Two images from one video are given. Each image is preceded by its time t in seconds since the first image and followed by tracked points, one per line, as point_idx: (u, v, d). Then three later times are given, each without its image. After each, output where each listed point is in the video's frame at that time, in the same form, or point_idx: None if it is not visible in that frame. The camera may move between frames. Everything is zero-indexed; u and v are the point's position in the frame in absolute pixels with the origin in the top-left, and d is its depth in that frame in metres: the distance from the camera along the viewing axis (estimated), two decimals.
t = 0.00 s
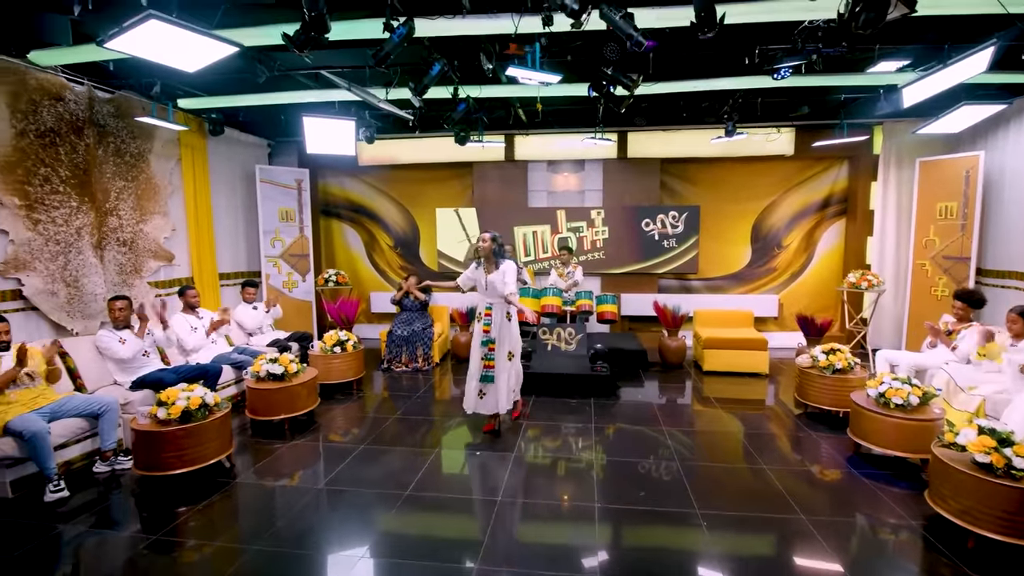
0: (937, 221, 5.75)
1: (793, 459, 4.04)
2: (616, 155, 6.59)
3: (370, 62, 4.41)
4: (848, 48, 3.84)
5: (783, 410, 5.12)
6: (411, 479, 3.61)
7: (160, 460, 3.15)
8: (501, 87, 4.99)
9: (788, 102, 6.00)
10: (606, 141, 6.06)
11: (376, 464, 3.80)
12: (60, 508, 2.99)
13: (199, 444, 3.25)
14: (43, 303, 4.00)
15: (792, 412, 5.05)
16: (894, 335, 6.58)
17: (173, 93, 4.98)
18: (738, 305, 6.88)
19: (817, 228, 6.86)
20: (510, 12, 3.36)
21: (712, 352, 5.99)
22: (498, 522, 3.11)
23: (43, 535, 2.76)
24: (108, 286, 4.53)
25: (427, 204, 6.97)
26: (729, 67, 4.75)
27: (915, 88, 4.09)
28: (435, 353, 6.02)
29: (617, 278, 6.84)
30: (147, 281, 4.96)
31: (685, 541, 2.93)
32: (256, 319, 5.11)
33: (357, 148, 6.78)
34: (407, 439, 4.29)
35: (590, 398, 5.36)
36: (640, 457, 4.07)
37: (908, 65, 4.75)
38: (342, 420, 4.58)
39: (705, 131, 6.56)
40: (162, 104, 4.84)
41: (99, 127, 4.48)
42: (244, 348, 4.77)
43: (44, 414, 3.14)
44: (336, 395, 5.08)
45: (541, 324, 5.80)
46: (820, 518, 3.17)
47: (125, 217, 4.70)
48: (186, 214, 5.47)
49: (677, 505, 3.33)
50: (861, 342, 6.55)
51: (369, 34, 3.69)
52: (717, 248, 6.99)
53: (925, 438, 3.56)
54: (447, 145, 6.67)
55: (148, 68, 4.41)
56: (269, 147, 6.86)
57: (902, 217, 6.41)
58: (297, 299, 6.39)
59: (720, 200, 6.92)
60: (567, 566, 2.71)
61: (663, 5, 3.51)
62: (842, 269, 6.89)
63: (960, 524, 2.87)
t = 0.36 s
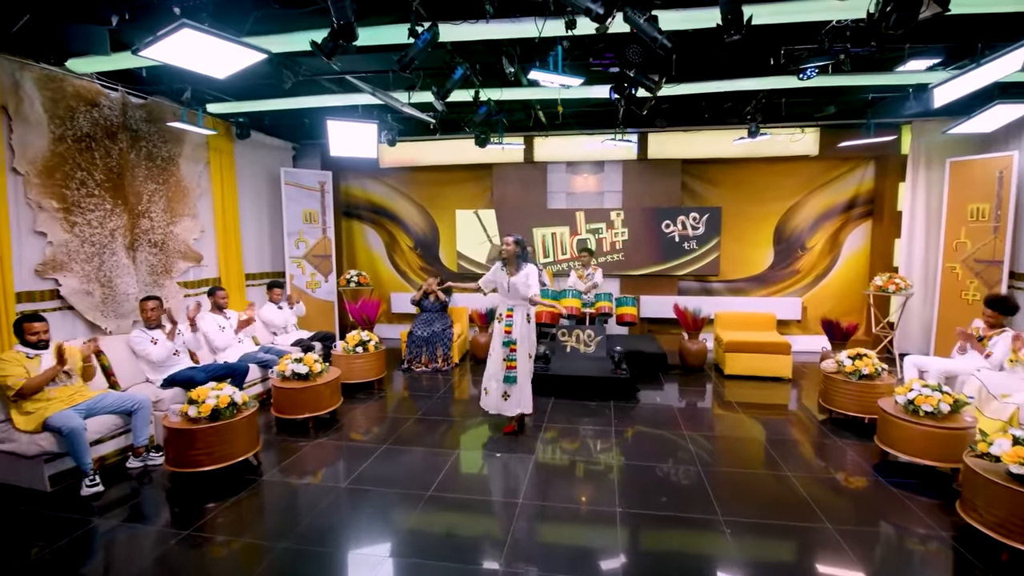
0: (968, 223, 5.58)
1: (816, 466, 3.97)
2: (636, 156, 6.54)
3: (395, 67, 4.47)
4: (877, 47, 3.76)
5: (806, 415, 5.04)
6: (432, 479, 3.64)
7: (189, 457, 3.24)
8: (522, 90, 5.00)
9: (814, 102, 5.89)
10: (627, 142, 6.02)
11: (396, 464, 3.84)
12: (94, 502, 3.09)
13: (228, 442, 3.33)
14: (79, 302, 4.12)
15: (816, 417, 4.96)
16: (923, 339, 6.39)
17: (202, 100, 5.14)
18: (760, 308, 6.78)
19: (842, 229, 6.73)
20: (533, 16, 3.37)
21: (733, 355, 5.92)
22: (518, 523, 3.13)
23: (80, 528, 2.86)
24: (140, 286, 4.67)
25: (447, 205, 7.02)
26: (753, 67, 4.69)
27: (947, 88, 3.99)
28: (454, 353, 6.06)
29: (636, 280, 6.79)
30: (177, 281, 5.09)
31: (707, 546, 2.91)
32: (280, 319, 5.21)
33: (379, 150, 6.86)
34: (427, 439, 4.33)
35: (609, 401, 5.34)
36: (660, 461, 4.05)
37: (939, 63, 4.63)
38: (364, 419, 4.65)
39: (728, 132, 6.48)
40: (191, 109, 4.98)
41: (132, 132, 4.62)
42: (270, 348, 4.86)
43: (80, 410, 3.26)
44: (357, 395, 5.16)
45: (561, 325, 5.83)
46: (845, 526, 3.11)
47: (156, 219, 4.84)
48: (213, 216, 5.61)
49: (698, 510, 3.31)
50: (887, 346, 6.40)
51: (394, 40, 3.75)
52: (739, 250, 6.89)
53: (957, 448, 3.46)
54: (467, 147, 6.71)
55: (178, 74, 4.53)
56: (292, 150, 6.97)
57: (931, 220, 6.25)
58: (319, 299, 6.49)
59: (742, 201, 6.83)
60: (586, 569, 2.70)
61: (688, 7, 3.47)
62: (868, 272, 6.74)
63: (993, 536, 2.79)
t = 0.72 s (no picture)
0: (995, 224, 5.45)
1: (837, 471, 3.91)
2: (652, 156, 6.50)
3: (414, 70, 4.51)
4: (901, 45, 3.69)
5: (826, 419, 4.96)
6: (450, 479, 3.67)
7: (213, 454, 3.30)
8: (539, 91, 5.01)
9: (834, 100, 5.80)
10: (643, 142, 5.99)
11: (413, 463, 3.87)
12: (122, 497, 3.17)
13: (252, 440, 3.40)
14: (106, 302, 4.23)
15: (836, 422, 4.88)
16: (948, 342, 6.23)
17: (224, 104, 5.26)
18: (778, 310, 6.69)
19: (864, 229, 6.62)
20: (551, 18, 3.37)
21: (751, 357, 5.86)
22: (536, 523, 3.14)
23: (108, 523, 2.93)
24: (165, 287, 4.77)
25: (463, 206, 7.04)
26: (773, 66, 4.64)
27: (973, 86, 3.90)
28: (470, 354, 6.09)
29: (652, 281, 6.75)
30: (200, 282, 5.20)
31: (726, 550, 2.88)
32: (300, 319, 5.29)
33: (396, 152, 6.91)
34: (443, 439, 4.36)
35: (626, 403, 5.32)
36: (677, 464, 4.03)
37: (965, 60, 4.53)
38: (381, 418, 4.70)
39: (746, 131, 6.40)
40: (214, 113, 5.09)
41: (157, 136, 4.73)
42: (290, 347, 4.94)
43: (109, 407, 3.35)
44: (375, 394, 5.21)
45: (576, 327, 5.82)
46: (868, 532, 3.06)
47: (180, 221, 4.95)
48: (235, 217, 5.71)
49: (716, 514, 3.28)
50: (910, 349, 6.30)
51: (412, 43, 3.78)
52: (757, 250, 6.80)
53: (984, 454, 3.38)
54: (482, 148, 6.74)
55: (201, 79, 4.63)
56: (311, 152, 7.06)
57: (956, 221, 6.06)
58: (337, 300, 6.57)
59: (760, 202, 6.74)
60: (602, 571, 2.70)
61: (708, 6, 3.45)
62: (890, 273, 6.63)
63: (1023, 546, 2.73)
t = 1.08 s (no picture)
0: None
1: (870, 478, 3.80)
2: (677, 156, 6.42)
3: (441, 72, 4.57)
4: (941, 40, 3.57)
5: (858, 425, 4.83)
6: (475, 479, 3.69)
7: (248, 449, 3.40)
8: (564, 91, 5.02)
9: (867, 97, 5.66)
10: (668, 142, 5.93)
11: (439, 462, 3.92)
12: (160, 490, 3.29)
13: (285, 436, 3.50)
14: (145, 301, 4.39)
15: (869, 428, 4.76)
16: (987, 347, 6.01)
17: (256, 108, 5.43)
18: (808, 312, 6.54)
19: (898, 229, 6.42)
20: (579, 18, 3.38)
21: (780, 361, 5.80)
22: (563, 523, 3.14)
23: (147, 514, 3.04)
24: (200, 286, 4.91)
25: (486, 207, 7.07)
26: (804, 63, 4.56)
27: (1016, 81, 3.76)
28: (493, 354, 6.10)
29: (677, 283, 6.67)
30: (233, 281, 5.34)
31: (756, 555, 2.84)
32: (328, 317, 5.40)
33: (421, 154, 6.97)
34: (466, 438, 4.39)
35: (651, 406, 5.27)
36: (702, 467, 3.98)
37: (1006, 56, 4.32)
38: (406, 416, 4.76)
39: (775, 130, 6.27)
40: (247, 117, 5.24)
41: (193, 139, 4.88)
42: (319, 345, 5.04)
43: (148, 402, 3.48)
44: (400, 393, 5.27)
45: (599, 327, 5.76)
46: (903, 542, 2.98)
47: (214, 222, 5.09)
48: (266, 218, 5.85)
49: (746, 519, 3.23)
50: (946, 355, 6.10)
51: (441, 45, 3.85)
52: (786, 251, 6.66)
53: None
54: (506, 149, 6.76)
55: (235, 84, 4.77)
56: (338, 154, 7.18)
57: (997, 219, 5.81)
58: (363, 299, 6.67)
59: (790, 201, 6.59)
60: (627, 573, 2.68)
61: (740, 4, 3.41)
62: (925, 275, 6.41)
63: None
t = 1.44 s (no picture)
0: None
1: (914, 487, 3.66)
2: (709, 154, 6.30)
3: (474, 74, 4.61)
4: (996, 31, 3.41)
5: (900, 432, 4.67)
6: (506, 478, 3.71)
7: (288, 443, 3.50)
8: (596, 91, 5.01)
9: (912, 92, 5.46)
10: (701, 140, 5.83)
11: (470, 460, 3.95)
12: (205, 481, 3.41)
13: (322, 430, 3.59)
14: (191, 298, 4.56)
15: (912, 436, 4.59)
16: None
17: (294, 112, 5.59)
18: (846, 315, 6.33)
19: (944, 229, 6.16)
20: (614, 17, 3.36)
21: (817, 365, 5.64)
22: (595, 524, 3.13)
23: (193, 504, 3.16)
24: (241, 284, 5.08)
25: (515, 207, 7.09)
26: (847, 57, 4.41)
27: None
28: (522, 354, 6.11)
29: (709, 283, 6.55)
30: (272, 280, 5.49)
31: (795, 564, 2.77)
32: (361, 316, 5.50)
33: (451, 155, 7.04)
34: (496, 436, 4.42)
35: (683, 409, 5.21)
36: (734, 472, 3.91)
37: None
38: (437, 414, 4.82)
39: (813, 127, 6.11)
40: (285, 121, 5.39)
41: (235, 143, 5.05)
42: (353, 343, 5.15)
43: (194, 396, 3.62)
44: (431, 391, 5.34)
45: (630, 328, 5.81)
46: (952, 555, 2.86)
47: (255, 222, 5.25)
48: (303, 219, 6.00)
49: (784, 528, 3.15)
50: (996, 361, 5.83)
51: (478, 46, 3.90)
52: (823, 252, 6.47)
53: None
54: (535, 149, 6.76)
55: (276, 89, 4.92)
56: (371, 155, 7.31)
57: None
58: (394, 298, 6.78)
59: (828, 201, 6.40)
60: None
61: None
62: (972, 277, 6.14)
63: None
